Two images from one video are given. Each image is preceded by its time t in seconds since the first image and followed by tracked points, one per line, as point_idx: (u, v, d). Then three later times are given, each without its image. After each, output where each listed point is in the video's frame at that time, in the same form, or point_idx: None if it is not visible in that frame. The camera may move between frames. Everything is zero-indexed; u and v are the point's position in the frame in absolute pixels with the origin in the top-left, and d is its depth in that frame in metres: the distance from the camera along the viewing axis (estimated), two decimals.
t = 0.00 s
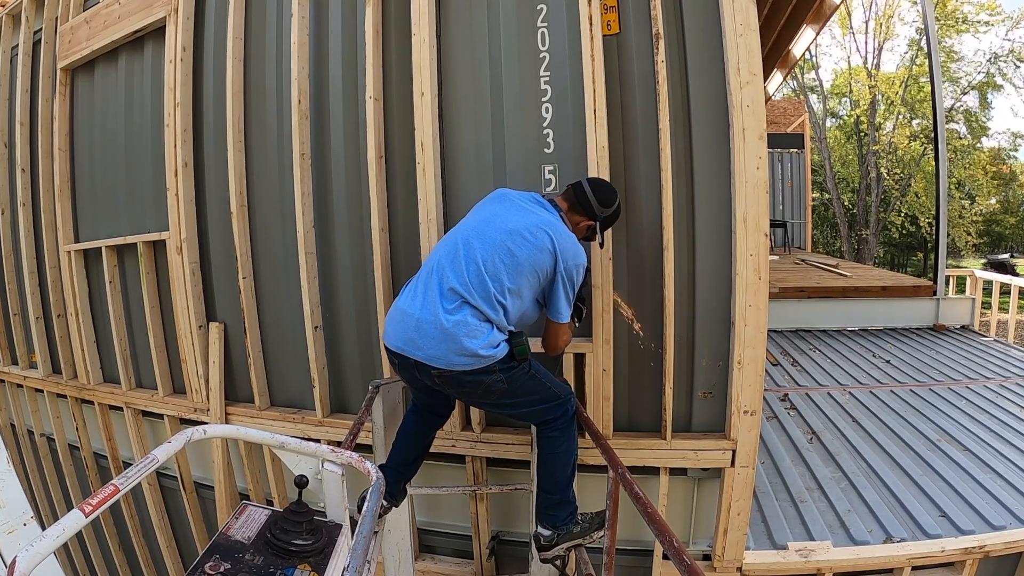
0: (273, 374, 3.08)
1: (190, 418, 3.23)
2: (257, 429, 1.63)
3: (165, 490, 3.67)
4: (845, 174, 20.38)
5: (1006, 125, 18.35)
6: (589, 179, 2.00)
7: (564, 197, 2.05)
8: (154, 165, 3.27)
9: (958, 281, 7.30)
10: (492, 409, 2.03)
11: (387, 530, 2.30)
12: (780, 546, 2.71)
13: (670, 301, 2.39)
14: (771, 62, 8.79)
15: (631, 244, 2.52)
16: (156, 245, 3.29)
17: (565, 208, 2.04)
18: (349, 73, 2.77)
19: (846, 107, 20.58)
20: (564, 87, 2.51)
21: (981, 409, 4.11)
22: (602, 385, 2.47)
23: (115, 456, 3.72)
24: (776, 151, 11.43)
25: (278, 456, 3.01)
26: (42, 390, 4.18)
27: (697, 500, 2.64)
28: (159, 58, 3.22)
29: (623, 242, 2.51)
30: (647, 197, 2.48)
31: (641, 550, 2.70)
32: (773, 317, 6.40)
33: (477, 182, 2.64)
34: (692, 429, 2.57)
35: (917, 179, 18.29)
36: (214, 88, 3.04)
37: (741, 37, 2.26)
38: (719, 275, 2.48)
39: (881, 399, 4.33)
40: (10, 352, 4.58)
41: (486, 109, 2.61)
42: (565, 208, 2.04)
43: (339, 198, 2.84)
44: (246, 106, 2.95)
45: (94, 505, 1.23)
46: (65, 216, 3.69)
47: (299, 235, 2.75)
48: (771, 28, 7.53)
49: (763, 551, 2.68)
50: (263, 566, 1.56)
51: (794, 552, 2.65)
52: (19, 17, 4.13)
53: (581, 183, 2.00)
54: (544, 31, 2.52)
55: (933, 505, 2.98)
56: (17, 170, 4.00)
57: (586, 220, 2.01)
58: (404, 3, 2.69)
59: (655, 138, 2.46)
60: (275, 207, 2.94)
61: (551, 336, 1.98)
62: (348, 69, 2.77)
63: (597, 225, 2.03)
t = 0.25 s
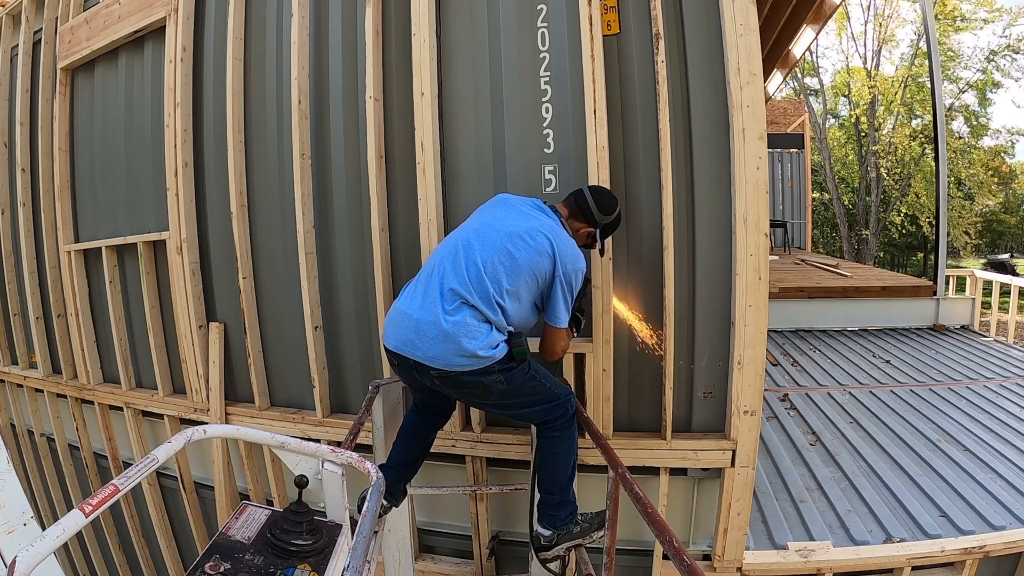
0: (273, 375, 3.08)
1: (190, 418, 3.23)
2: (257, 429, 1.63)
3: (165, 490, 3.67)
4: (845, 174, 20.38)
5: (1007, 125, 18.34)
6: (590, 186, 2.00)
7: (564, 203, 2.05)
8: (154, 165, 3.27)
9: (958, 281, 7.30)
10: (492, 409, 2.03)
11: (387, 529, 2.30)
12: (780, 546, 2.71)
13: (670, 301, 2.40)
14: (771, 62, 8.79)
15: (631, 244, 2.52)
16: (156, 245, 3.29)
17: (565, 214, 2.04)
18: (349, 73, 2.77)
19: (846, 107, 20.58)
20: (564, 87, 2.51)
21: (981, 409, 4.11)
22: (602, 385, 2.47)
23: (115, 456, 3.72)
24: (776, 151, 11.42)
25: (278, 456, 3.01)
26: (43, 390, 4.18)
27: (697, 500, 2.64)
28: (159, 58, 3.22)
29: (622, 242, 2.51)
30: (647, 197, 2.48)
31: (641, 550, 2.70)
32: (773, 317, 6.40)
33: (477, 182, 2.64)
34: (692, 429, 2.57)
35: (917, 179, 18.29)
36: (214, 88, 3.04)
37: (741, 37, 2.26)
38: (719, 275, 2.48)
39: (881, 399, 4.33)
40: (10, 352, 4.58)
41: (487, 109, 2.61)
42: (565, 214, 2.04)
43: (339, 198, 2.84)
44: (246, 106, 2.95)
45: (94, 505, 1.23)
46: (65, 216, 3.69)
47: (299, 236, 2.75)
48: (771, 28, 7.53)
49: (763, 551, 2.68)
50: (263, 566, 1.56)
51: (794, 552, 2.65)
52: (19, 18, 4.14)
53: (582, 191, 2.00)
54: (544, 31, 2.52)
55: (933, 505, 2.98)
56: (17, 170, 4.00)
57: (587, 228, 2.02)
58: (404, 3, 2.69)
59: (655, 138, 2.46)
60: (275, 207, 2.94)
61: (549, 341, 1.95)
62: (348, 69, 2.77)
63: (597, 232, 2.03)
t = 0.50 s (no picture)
0: (273, 375, 3.08)
1: (190, 418, 3.23)
2: (256, 429, 1.63)
3: (165, 490, 3.67)
4: (845, 174, 20.38)
5: (1006, 125, 18.35)
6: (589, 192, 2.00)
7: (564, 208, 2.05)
8: (154, 165, 3.27)
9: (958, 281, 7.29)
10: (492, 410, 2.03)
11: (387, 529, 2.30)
12: (780, 546, 2.71)
13: (670, 301, 2.39)
14: (771, 62, 8.80)
15: (631, 244, 2.51)
16: (156, 245, 3.29)
17: (565, 220, 2.04)
18: (349, 73, 2.77)
19: (846, 107, 20.58)
20: (563, 87, 2.51)
21: (981, 409, 4.11)
22: (602, 385, 2.47)
23: (115, 456, 3.72)
24: (776, 151, 11.43)
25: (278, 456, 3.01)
26: (42, 390, 4.18)
27: (697, 500, 2.64)
28: (159, 59, 3.22)
29: (622, 242, 2.51)
30: (647, 197, 2.48)
31: (641, 550, 2.70)
32: (773, 317, 6.40)
33: (477, 182, 2.64)
34: (692, 429, 2.57)
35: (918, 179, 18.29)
36: (214, 88, 3.04)
37: (741, 37, 2.26)
38: (719, 275, 2.48)
39: (881, 399, 4.34)
40: (10, 352, 4.58)
41: (486, 109, 2.61)
42: (565, 220, 2.04)
43: (339, 198, 2.84)
44: (246, 106, 2.95)
45: (94, 505, 1.23)
46: (65, 216, 3.69)
47: (299, 236, 2.75)
48: (771, 29, 7.53)
49: (763, 551, 2.68)
50: (263, 566, 1.56)
51: (794, 552, 2.65)
52: (19, 18, 4.14)
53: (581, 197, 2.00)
54: (544, 30, 2.52)
55: (933, 505, 2.98)
56: (17, 170, 4.00)
57: (586, 233, 2.01)
58: (404, 3, 2.69)
59: (654, 138, 2.46)
60: (275, 207, 2.94)
61: (547, 345, 1.96)
62: (348, 69, 2.77)
63: (596, 238, 2.03)
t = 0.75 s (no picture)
0: (273, 375, 3.08)
1: (191, 418, 3.23)
2: (256, 429, 1.63)
3: (165, 490, 3.67)
4: (845, 175, 20.39)
5: (1006, 125, 18.34)
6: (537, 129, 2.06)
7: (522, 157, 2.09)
8: (154, 165, 3.27)
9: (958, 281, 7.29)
10: (494, 407, 2.02)
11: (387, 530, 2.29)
12: (780, 546, 2.71)
13: (670, 301, 2.40)
14: (771, 63, 8.80)
15: (631, 244, 2.52)
16: (156, 245, 3.29)
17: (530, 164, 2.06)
18: (349, 74, 2.77)
19: (846, 107, 20.58)
20: (564, 87, 2.52)
21: (981, 409, 4.12)
22: (602, 386, 2.47)
23: (115, 456, 3.72)
24: (776, 152, 11.43)
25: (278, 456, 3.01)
26: (43, 390, 4.18)
27: (697, 500, 2.64)
28: (159, 59, 3.22)
29: (622, 242, 2.51)
30: (647, 197, 2.49)
31: (641, 551, 2.70)
32: (773, 317, 6.40)
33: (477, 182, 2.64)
34: (692, 429, 2.57)
35: (918, 179, 18.29)
36: (215, 88, 3.04)
37: (741, 37, 2.26)
38: (719, 276, 2.48)
39: (881, 399, 4.34)
40: (10, 352, 4.58)
41: (487, 110, 2.61)
42: (531, 162, 2.06)
43: (339, 199, 2.84)
44: (247, 106, 2.95)
45: (94, 505, 1.23)
46: (66, 216, 3.69)
47: (299, 236, 2.75)
48: (771, 29, 7.53)
49: (763, 551, 2.68)
50: (263, 566, 1.56)
51: (794, 552, 2.66)
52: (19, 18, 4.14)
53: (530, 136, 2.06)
54: (544, 31, 2.53)
55: (933, 505, 2.99)
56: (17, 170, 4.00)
57: (559, 159, 2.05)
58: (404, 3, 2.69)
59: (655, 138, 2.47)
60: (276, 207, 2.94)
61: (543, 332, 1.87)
62: (349, 70, 2.77)
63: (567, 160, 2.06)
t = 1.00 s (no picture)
0: (274, 375, 3.09)
1: (192, 418, 3.24)
2: (258, 430, 1.64)
3: (166, 490, 3.67)
4: (846, 176, 20.40)
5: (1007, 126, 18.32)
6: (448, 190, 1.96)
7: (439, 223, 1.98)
8: (157, 166, 3.28)
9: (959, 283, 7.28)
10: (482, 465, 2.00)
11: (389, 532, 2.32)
12: (781, 548, 2.71)
13: (670, 302, 2.40)
14: (773, 64, 8.80)
15: (632, 246, 2.52)
16: (159, 246, 3.30)
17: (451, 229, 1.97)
18: (351, 75, 2.78)
19: (847, 109, 20.59)
20: (565, 88, 2.53)
21: (982, 411, 4.11)
22: (603, 387, 2.48)
23: (117, 456, 3.73)
24: (777, 153, 11.43)
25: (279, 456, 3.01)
26: (44, 390, 4.19)
27: (698, 501, 2.64)
28: (162, 60, 3.24)
29: (623, 244, 2.52)
30: (648, 198, 2.49)
31: (642, 552, 2.70)
32: (773, 319, 6.41)
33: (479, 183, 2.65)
34: (693, 430, 2.58)
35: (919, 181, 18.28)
36: (217, 90, 3.05)
37: (742, 39, 2.27)
38: (720, 277, 2.48)
39: (882, 401, 4.34)
40: (12, 352, 4.59)
41: (488, 111, 2.62)
42: (453, 228, 1.96)
43: (341, 200, 2.84)
44: (249, 107, 2.96)
45: (96, 505, 1.24)
46: (68, 217, 3.70)
47: (301, 236, 2.76)
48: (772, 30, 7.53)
49: (763, 552, 2.68)
50: (264, 567, 1.57)
51: (794, 553, 2.66)
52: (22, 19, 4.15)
53: (444, 199, 1.95)
54: (545, 32, 2.54)
55: (934, 507, 2.98)
56: (20, 171, 4.01)
57: (481, 219, 1.98)
58: (406, 4, 2.70)
59: (656, 139, 2.47)
60: (277, 209, 2.95)
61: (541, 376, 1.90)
62: (351, 71, 2.78)
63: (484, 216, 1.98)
